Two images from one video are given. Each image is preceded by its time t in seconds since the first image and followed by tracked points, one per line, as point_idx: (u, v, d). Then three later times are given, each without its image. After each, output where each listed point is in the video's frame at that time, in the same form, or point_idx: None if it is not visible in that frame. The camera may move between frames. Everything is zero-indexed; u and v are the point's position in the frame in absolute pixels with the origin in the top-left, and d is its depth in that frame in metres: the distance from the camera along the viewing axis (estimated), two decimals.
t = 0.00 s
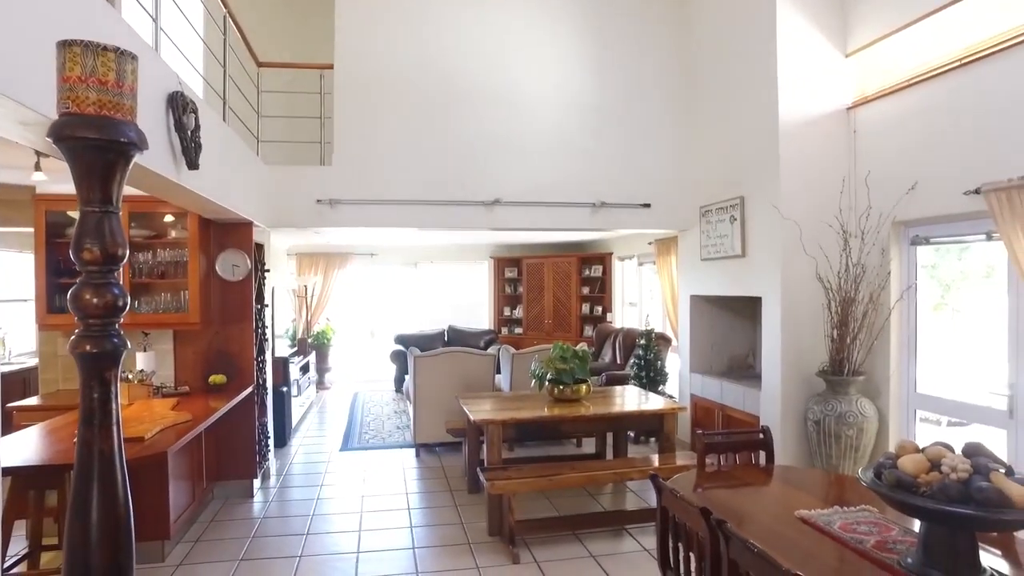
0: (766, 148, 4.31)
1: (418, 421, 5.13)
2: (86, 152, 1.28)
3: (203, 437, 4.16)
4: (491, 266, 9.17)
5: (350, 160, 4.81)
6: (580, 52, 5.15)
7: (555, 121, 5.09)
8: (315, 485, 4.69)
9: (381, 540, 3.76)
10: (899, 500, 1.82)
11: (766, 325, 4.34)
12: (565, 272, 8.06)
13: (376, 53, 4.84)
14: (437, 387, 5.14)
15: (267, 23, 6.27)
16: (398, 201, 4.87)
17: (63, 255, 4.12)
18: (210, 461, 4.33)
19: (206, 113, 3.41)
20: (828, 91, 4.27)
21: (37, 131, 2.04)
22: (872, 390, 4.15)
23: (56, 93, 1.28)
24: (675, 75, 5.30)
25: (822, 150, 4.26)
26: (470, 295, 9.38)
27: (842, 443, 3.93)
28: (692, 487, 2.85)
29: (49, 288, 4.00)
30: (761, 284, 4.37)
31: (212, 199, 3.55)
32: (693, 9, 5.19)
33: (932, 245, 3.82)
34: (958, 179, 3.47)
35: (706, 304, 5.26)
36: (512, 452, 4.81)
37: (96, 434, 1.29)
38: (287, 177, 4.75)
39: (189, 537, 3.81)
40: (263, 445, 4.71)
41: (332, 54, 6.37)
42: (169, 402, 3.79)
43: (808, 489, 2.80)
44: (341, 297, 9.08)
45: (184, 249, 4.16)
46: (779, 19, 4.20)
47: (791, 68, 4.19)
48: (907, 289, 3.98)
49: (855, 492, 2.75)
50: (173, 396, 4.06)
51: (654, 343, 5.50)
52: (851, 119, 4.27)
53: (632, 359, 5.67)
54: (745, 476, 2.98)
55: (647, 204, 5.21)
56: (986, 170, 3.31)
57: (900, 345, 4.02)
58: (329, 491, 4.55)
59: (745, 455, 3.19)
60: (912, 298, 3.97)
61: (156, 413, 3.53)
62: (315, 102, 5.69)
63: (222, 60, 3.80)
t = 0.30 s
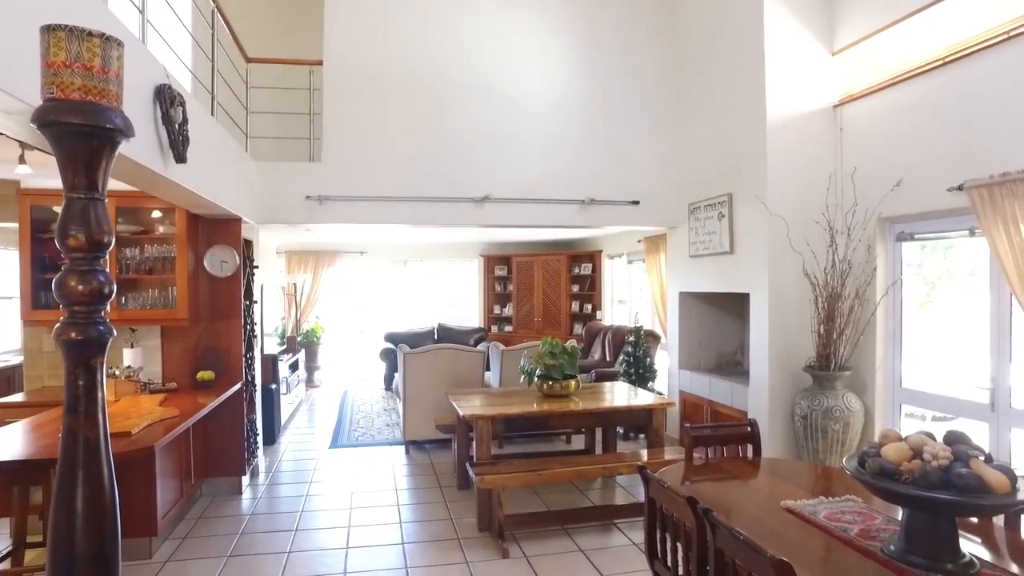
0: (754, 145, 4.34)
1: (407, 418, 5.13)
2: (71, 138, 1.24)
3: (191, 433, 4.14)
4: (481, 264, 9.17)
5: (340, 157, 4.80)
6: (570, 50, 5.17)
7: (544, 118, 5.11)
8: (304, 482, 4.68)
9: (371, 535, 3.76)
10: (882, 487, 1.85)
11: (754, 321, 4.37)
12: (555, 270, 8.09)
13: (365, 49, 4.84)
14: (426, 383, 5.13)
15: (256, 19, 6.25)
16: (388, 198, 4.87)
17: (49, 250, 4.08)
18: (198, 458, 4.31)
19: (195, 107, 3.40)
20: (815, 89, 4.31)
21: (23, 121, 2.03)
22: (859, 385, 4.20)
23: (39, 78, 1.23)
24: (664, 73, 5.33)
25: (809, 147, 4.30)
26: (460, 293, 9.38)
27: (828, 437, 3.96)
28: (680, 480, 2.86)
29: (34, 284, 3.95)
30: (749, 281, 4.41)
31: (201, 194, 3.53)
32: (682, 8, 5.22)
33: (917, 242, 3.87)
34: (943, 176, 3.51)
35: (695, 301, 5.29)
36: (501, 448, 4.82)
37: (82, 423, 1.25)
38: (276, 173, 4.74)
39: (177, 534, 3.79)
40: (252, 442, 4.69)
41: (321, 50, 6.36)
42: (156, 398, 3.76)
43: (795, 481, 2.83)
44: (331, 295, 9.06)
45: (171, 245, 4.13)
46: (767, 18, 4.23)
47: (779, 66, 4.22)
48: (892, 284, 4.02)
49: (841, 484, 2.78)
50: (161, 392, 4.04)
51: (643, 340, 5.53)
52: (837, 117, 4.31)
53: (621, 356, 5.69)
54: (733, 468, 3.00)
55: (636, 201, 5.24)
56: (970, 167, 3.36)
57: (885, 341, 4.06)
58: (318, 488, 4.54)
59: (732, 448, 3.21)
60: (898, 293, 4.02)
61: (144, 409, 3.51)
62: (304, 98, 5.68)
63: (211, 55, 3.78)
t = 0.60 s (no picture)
0: (739, 143, 4.38)
1: (394, 415, 5.13)
2: (53, 126, 1.21)
3: (176, 430, 4.11)
4: (469, 263, 9.19)
5: (326, 153, 4.79)
6: (558, 48, 5.19)
7: (532, 116, 5.13)
8: (290, 479, 4.66)
9: (358, 532, 3.76)
10: (861, 475, 1.89)
11: (739, 318, 4.41)
12: (542, 268, 8.12)
13: (353, 46, 4.83)
14: (413, 380, 5.13)
15: (242, 15, 6.22)
16: (374, 194, 4.86)
17: (30, 246, 4.02)
18: (183, 455, 4.28)
19: (180, 101, 3.37)
20: (799, 87, 4.36)
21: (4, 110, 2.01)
22: (842, 380, 4.25)
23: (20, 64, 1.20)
24: (651, 71, 5.37)
25: (793, 145, 4.35)
26: (448, 292, 9.39)
27: (812, 432, 4.01)
28: (665, 472, 2.88)
29: (15, 280, 3.90)
30: (735, 277, 4.45)
31: (187, 188, 3.51)
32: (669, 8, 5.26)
33: (899, 238, 3.92)
34: (925, 173, 3.57)
35: (681, 298, 5.33)
36: (488, 445, 4.83)
37: (63, 413, 1.23)
38: (262, 169, 4.71)
39: (161, 531, 3.76)
40: (237, 439, 4.66)
41: (307, 47, 6.34)
42: (141, 394, 3.74)
43: (778, 473, 2.86)
44: (318, 293, 9.04)
45: (156, 241, 4.10)
46: (752, 17, 4.27)
47: (764, 64, 4.27)
48: (875, 280, 4.08)
49: (824, 475, 2.81)
50: (145, 389, 4.02)
51: (630, 337, 5.56)
52: (821, 115, 4.36)
53: (608, 353, 5.72)
54: (717, 461, 3.03)
55: (623, 198, 5.26)
56: (951, 165, 3.42)
57: (868, 336, 4.12)
58: (305, 486, 4.53)
59: (717, 441, 3.23)
60: (880, 290, 4.07)
61: (128, 405, 3.49)
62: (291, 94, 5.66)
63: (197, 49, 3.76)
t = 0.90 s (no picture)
0: (724, 139, 4.42)
1: (380, 411, 5.12)
2: (29, 112, 1.18)
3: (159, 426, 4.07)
4: (456, 260, 9.19)
5: (312, 149, 4.77)
6: (545, 45, 5.20)
7: (518, 112, 5.13)
8: (275, 476, 4.64)
9: (344, 527, 3.75)
10: (839, 463, 1.92)
11: (723, 313, 4.44)
12: (529, 265, 8.14)
13: (339, 42, 4.82)
14: (399, 377, 5.12)
15: (227, 9, 6.18)
16: (360, 190, 4.85)
17: (9, 241, 3.97)
18: (167, 452, 4.24)
19: (163, 94, 3.34)
20: (783, 85, 4.40)
21: None
22: (825, 374, 4.30)
23: None
24: (637, 69, 5.40)
25: (778, 142, 4.39)
26: (434, 290, 9.38)
27: (795, 425, 4.05)
28: (650, 465, 2.90)
29: None
30: (719, 273, 4.48)
31: (171, 182, 3.48)
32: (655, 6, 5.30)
33: (880, 234, 3.97)
34: (905, 169, 3.62)
35: (666, 294, 5.37)
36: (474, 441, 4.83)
37: (40, 400, 1.20)
38: (247, 164, 4.68)
39: (145, 529, 3.73)
40: (222, 436, 4.63)
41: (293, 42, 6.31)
42: (124, 390, 3.71)
43: (761, 464, 2.89)
44: (303, 290, 9.07)
45: (139, 236, 4.06)
46: (737, 15, 4.31)
47: (748, 62, 4.31)
48: (857, 276, 4.13)
49: (806, 466, 2.85)
50: (128, 385, 3.98)
51: (616, 334, 5.58)
52: (804, 113, 4.41)
53: (594, 349, 5.74)
54: (700, 453, 3.06)
55: (609, 195, 5.29)
56: (931, 162, 3.47)
57: (850, 331, 4.17)
58: (290, 482, 4.50)
59: (702, 434, 3.26)
60: (861, 285, 4.12)
61: (110, 401, 3.46)
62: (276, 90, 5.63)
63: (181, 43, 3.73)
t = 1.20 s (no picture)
0: (707, 135, 4.45)
1: (364, 407, 5.10)
2: None
3: (141, 422, 4.03)
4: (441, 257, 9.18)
5: (295, 143, 4.75)
6: (530, 41, 5.22)
7: (503, 108, 5.14)
8: (259, 472, 4.62)
9: (328, 522, 3.74)
10: (817, 449, 1.95)
11: (706, 307, 4.48)
12: (514, 262, 8.16)
13: (323, 36, 4.80)
14: (384, 373, 5.11)
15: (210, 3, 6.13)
16: (344, 185, 4.83)
17: None
18: (149, 449, 4.19)
19: (144, 85, 3.31)
20: (765, 82, 4.45)
21: None
22: (806, 367, 4.35)
23: None
24: (622, 65, 5.43)
25: (760, 138, 4.44)
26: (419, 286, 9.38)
27: (777, 418, 4.10)
28: (632, 456, 2.92)
29: None
30: (702, 268, 4.52)
31: (153, 175, 3.45)
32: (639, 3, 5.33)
33: (860, 229, 4.03)
34: (884, 165, 3.68)
35: (650, 290, 5.40)
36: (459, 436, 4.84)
37: (16, 388, 1.05)
38: (229, 158, 4.65)
39: (126, 525, 3.69)
40: (205, 433, 4.59)
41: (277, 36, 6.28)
42: (104, 386, 3.66)
43: (741, 454, 2.92)
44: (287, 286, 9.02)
45: (119, 231, 4.01)
46: (719, 13, 4.35)
47: (731, 59, 4.35)
48: (837, 270, 4.18)
49: (785, 456, 2.89)
50: (108, 380, 3.94)
51: (600, 329, 5.61)
52: (786, 110, 4.46)
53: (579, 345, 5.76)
54: (682, 443, 3.09)
55: (593, 190, 5.31)
56: (909, 158, 3.53)
57: (830, 325, 4.23)
58: (274, 478, 4.48)
59: (683, 426, 3.29)
60: (842, 279, 4.17)
61: (90, 396, 3.42)
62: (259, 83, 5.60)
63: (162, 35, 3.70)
